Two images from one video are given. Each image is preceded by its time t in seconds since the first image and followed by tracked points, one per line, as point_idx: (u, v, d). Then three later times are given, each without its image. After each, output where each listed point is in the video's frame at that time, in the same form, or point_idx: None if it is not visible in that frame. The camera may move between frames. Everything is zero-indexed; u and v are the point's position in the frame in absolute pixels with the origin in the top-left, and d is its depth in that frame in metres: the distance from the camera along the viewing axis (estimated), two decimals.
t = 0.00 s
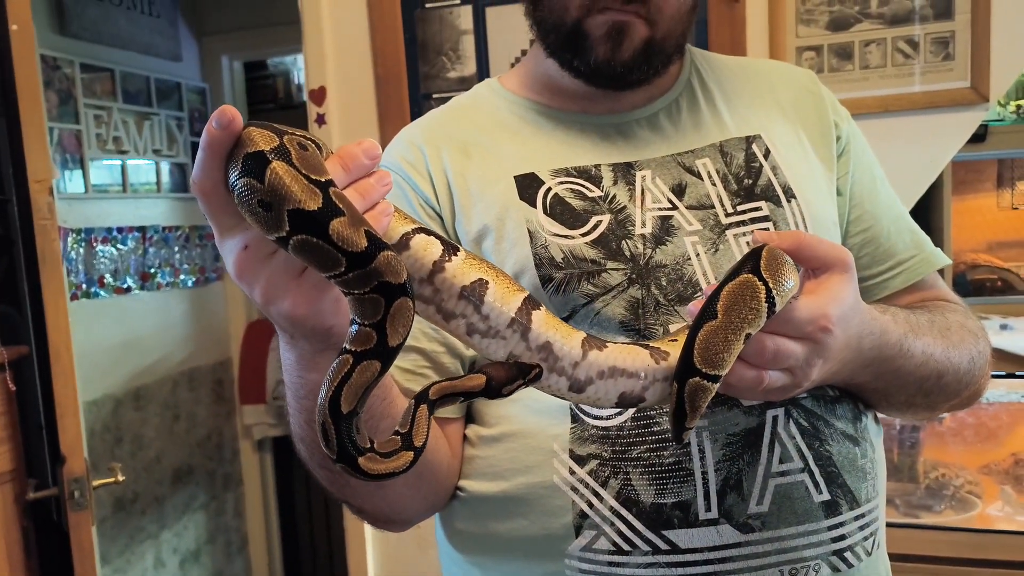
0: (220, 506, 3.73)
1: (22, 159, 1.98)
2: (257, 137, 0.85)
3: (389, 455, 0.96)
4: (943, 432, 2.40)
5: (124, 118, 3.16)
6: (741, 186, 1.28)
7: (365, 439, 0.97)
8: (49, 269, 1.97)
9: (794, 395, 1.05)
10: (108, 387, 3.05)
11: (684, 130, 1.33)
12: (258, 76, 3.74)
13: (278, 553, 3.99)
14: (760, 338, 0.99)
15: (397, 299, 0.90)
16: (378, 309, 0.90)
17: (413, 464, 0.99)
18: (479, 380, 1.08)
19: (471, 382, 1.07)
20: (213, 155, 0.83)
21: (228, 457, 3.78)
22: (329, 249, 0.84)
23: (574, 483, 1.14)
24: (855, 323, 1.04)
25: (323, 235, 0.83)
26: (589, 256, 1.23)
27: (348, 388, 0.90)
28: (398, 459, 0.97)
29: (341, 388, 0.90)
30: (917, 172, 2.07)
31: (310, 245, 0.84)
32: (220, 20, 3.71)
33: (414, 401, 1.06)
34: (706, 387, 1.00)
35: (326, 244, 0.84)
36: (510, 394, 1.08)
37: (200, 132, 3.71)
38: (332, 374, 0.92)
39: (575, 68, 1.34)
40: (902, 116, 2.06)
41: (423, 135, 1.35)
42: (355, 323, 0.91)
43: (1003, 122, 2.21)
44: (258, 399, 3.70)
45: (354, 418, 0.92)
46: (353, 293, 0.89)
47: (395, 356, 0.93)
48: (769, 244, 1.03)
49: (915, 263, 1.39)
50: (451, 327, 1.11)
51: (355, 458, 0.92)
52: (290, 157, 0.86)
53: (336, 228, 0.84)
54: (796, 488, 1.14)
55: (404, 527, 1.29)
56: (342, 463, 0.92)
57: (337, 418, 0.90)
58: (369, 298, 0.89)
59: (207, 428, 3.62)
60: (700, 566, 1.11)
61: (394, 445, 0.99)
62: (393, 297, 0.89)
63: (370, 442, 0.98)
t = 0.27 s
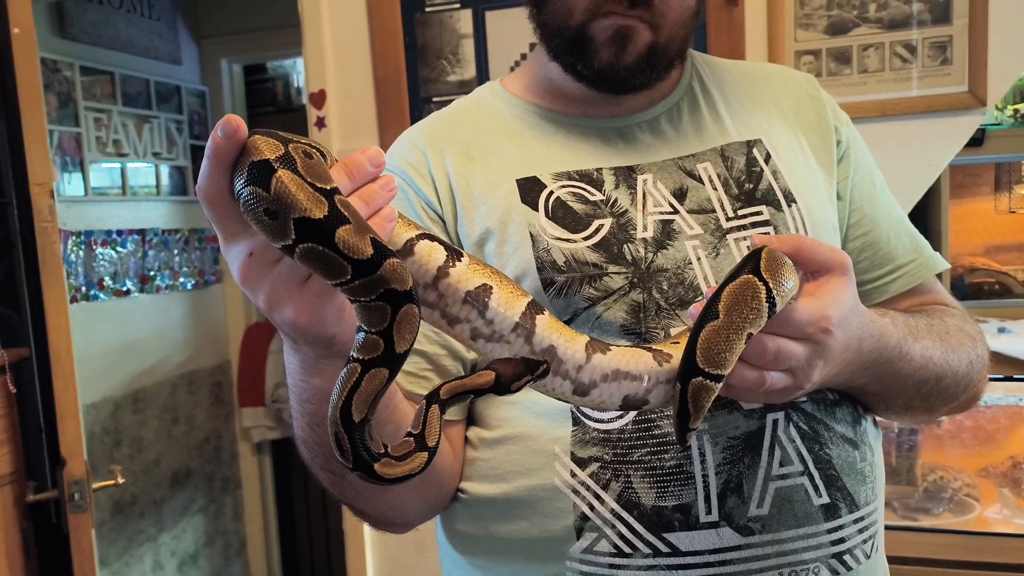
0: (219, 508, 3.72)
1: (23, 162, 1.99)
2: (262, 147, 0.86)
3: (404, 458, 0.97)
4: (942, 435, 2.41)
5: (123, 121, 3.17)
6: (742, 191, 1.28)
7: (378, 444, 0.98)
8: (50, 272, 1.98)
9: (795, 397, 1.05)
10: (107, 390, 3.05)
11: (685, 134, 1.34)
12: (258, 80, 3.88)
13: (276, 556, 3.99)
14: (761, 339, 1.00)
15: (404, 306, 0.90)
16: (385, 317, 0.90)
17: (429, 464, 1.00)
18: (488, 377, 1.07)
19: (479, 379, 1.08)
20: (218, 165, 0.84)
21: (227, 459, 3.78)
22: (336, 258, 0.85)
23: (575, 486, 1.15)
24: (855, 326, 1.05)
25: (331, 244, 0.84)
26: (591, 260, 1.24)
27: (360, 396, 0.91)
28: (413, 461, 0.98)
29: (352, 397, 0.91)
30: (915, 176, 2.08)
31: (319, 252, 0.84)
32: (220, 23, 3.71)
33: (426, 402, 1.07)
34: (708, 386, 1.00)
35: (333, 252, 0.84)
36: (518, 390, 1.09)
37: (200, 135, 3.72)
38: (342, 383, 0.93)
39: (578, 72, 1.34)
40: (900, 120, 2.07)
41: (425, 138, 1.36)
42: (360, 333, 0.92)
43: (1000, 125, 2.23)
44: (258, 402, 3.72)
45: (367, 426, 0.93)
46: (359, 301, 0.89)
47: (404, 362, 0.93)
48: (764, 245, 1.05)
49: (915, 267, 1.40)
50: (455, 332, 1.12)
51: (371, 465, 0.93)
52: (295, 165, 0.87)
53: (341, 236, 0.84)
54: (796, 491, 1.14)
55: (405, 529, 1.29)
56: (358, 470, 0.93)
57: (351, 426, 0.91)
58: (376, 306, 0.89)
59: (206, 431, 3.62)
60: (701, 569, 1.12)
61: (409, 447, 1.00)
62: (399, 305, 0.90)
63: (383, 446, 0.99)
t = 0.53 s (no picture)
0: (217, 509, 3.72)
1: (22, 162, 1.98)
2: (263, 151, 0.86)
3: (415, 459, 0.99)
4: (939, 436, 2.41)
5: (122, 121, 3.17)
6: (741, 192, 1.29)
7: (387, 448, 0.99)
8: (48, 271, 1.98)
9: (797, 397, 1.06)
10: (105, 390, 3.05)
11: (685, 135, 1.35)
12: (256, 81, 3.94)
13: (274, 557, 3.99)
14: (763, 338, 1.00)
15: (405, 312, 0.90)
16: (387, 323, 0.90)
17: (440, 462, 1.02)
18: (493, 369, 1.07)
19: (484, 372, 1.06)
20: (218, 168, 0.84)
21: (225, 460, 3.78)
22: (337, 264, 0.85)
23: (575, 486, 1.15)
24: (853, 325, 1.05)
25: (332, 250, 0.84)
26: (591, 260, 1.24)
27: (365, 405, 0.91)
28: (424, 460, 1.00)
29: (357, 407, 0.91)
30: (912, 177, 2.09)
31: (320, 258, 0.84)
32: (218, 25, 3.72)
33: (432, 402, 1.07)
34: (713, 385, 1.00)
35: (335, 258, 0.84)
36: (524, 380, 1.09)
37: (198, 135, 3.72)
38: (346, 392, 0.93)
39: (579, 73, 1.35)
40: (897, 121, 2.08)
41: (425, 138, 1.37)
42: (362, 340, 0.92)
43: (997, 126, 2.24)
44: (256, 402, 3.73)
45: (375, 433, 0.94)
46: (361, 307, 0.89)
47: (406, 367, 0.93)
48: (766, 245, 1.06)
49: (913, 268, 1.40)
50: (458, 334, 1.14)
51: (384, 470, 0.94)
52: (296, 170, 0.87)
53: (343, 242, 0.84)
54: (795, 491, 1.15)
55: (404, 528, 1.30)
56: (371, 477, 0.95)
57: (361, 434, 0.92)
58: (378, 312, 0.89)
59: (204, 432, 3.62)
60: (700, 568, 1.12)
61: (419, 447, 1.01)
62: (400, 311, 0.89)
63: (393, 449, 1.00)
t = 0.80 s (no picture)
0: (214, 510, 3.72)
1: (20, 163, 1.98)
2: (260, 155, 0.86)
3: (422, 456, 1.02)
4: (934, 435, 2.38)
5: (119, 122, 3.16)
6: (739, 193, 1.30)
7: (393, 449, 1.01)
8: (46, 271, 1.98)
9: (795, 397, 1.07)
10: (103, 391, 3.05)
11: (683, 136, 1.35)
12: (253, 81, 3.95)
13: (271, 558, 3.99)
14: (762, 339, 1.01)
15: (402, 316, 0.91)
16: (384, 327, 0.91)
17: (447, 455, 1.06)
18: (490, 355, 1.07)
19: (482, 359, 1.07)
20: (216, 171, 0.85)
21: (222, 460, 3.77)
22: (336, 269, 0.85)
23: (572, 485, 1.16)
24: (851, 326, 1.06)
25: (329, 255, 0.84)
26: (589, 260, 1.25)
27: (366, 412, 0.93)
28: (430, 458, 1.03)
29: (360, 414, 0.93)
30: (907, 178, 2.10)
31: (317, 263, 0.85)
32: (216, 25, 3.72)
33: (433, 394, 1.09)
34: (712, 386, 1.01)
35: (333, 263, 0.85)
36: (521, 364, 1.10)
37: (196, 136, 3.72)
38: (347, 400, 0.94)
39: (578, 74, 1.35)
40: (893, 122, 2.08)
41: (424, 138, 1.37)
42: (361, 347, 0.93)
43: (992, 128, 2.25)
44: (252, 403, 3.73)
45: (380, 436, 0.96)
46: (359, 311, 0.90)
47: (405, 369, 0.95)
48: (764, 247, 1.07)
49: (908, 270, 1.41)
50: (457, 335, 1.18)
51: (394, 472, 0.97)
52: (294, 174, 0.87)
53: (340, 246, 0.85)
54: (791, 491, 1.15)
55: (401, 529, 1.30)
56: (382, 480, 0.96)
57: (368, 439, 0.93)
58: (375, 316, 0.90)
59: (201, 432, 3.61)
60: (697, 567, 1.13)
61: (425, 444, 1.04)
62: (397, 316, 0.91)
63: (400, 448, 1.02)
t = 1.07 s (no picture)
0: (210, 510, 3.72)
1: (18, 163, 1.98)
2: (255, 160, 0.87)
3: (424, 457, 1.02)
4: (930, 437, 2.40)
5: (116, 122, 3.16)
6: (736, 194, 1.30)
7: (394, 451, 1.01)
8: (43, 271, 1.98)
9: (793, 399, 1.07)
10: (99, 391, 3.04)
11: (680, 137, 1.36)
12: (250, 83, 3.95)
13: (268, 558, 3.98)
14: (759, 341, 1.01)
15: (398, 322, 0.90)
16: (380, 333, 0.91)
17: (447, 455, 1.06)
18: (488, 353, 1.07)
19: (480, 356, 1.06)
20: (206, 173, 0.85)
21: (219, 461, 3.77)
22: (330, 275, 0.85)
23: (568, 485, 1.16)
24: (848, 327, 1.07)
25: (323, 261, 0.84)
26: (586, 261, 1.25)
27: (366, 419, 0.93)
28: (434, 455, 1.04)
29: (359, 421, 0.93)
30: (903, 180, 2.10)
31: (312, 269, 0.85)
32: (213, 26, 3.72)
33: (431, 394, 1.09)
34: (710, 388, 1.02)
35: (327, 269, 0.85)
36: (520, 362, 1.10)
37: (193, 136, 3.72)
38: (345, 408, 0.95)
39: (576, 76, 1.36)
40: (889, 124, 2.09)
41: (422, 139, 1.37)
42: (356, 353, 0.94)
43: (987, 130, 2.26)
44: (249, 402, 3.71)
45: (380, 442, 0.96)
46: (354, 317, 0.90)
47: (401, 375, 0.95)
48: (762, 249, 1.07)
49: (904, 271, 1.42)
50: (454, 339, 1.18)
51: (396, 474, 0.97)
52: (288, 180, 0.87)
53: (334, 253, 0.85)
54: (787, 491, 1.16)
55: (397, 529, 1.31)
56: (387, 484, 0.96)
57: (370, 445, 0.94)
58: (371, 322, 0.90)
59: (198, 433, 3.61)
60: (693, 567, 1.13)
61: (426, 443, 1.05)
62: (393, 321, 0.90)
63: (400, 450, 1.02)
